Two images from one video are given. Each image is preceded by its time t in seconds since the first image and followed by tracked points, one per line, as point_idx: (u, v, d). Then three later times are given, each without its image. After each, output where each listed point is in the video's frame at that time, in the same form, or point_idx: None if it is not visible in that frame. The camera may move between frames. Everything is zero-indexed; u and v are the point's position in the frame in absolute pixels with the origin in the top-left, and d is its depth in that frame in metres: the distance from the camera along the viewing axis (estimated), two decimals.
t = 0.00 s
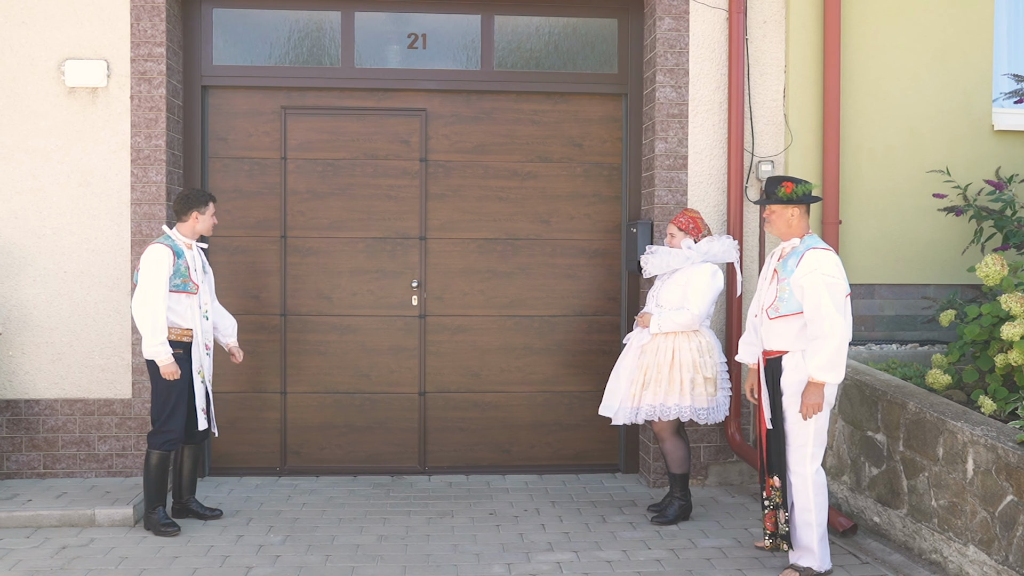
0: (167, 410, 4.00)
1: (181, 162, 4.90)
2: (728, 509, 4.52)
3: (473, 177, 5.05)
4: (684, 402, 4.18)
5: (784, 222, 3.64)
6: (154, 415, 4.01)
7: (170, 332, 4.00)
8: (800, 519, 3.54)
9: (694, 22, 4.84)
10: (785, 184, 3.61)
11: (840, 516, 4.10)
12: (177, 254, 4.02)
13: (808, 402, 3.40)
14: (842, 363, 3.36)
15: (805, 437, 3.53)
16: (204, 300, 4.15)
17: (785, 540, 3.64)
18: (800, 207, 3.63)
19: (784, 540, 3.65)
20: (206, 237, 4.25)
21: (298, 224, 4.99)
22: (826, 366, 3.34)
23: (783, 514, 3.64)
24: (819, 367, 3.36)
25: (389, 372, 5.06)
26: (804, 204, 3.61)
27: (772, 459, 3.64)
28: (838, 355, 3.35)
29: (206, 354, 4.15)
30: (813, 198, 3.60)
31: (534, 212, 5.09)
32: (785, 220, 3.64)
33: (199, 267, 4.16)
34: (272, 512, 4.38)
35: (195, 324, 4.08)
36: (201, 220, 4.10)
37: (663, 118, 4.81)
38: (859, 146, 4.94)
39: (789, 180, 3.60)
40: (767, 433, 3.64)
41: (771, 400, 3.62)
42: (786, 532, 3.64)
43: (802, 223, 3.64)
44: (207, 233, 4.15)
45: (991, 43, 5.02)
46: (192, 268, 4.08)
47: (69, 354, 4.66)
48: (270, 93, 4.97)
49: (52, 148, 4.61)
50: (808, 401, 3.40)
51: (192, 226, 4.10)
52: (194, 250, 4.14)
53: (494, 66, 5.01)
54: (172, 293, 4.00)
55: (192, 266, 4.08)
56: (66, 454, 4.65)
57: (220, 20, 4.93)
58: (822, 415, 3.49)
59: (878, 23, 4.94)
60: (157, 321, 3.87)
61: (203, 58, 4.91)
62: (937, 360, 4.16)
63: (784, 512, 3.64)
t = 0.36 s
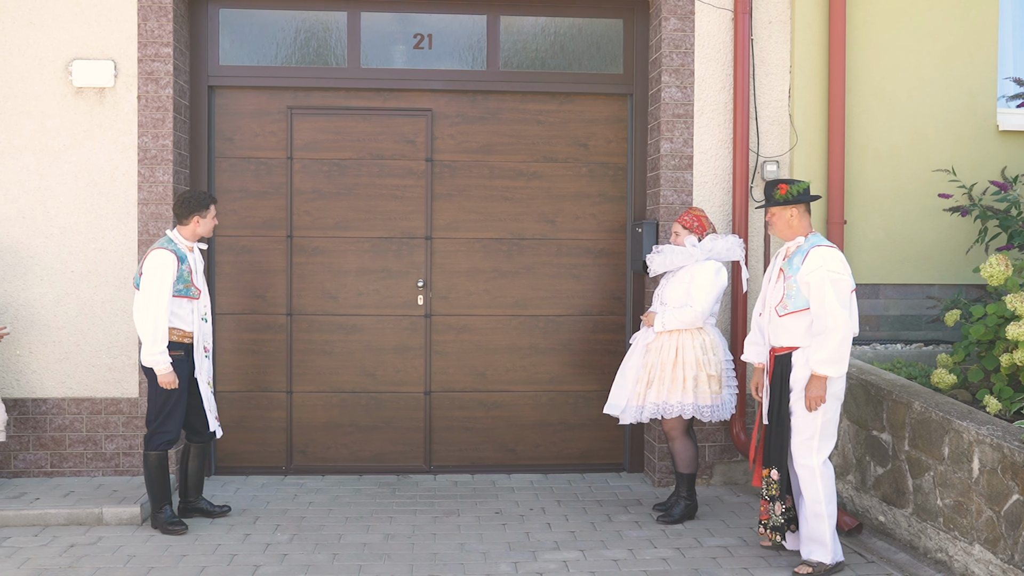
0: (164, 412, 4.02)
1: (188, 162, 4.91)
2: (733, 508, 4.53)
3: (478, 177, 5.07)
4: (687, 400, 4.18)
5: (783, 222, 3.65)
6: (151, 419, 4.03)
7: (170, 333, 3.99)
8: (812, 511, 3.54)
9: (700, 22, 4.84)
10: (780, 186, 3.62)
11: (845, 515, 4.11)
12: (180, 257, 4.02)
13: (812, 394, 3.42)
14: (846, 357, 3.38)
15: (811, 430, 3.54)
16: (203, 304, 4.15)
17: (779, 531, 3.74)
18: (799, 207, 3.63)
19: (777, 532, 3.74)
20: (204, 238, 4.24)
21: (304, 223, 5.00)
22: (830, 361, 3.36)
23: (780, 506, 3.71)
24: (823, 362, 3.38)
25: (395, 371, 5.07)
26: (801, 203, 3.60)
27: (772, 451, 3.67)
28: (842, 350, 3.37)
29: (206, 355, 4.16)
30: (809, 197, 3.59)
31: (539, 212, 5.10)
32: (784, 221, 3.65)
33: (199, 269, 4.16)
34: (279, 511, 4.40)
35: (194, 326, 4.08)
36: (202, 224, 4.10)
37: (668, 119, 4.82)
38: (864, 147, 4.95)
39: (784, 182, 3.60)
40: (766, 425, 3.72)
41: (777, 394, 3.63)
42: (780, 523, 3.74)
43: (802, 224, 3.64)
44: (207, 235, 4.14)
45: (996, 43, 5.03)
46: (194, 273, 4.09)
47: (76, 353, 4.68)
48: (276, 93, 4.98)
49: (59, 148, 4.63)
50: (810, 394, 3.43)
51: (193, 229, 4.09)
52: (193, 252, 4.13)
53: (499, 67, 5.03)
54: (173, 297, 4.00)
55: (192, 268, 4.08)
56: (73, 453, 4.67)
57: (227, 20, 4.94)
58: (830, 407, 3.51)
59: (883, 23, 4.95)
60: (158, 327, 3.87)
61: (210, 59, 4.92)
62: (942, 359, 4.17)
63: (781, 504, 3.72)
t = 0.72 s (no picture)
0: (179, 411, 4.02)
1: (197, 161, 4.90)
2: (745, 509, 4.51)
3: (488, 177, 5.05)
4: (696, 401, 4.15)
5: (812, 220, 3.67)
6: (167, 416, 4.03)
7: (180, 333, 3.99)
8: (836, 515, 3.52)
9: (710, 21, 4.82)
10: (812, 183, 3.64)
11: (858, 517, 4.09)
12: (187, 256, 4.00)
13: (824, 397, 3.40)
14: (861, 360, 3.34)
15: (833, 434, 3.52)
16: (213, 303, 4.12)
17: (794, 527, 3.66)
18: (830, 207, 3.64)
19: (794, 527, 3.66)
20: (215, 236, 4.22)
21: (314, 223, 4.99)
22: (843, 361, 3.34)
23: (796, 501, 3.65)
24: (835, 362, 3.36)
25: (404, 371, 5.05)
26: (832, 204, 3.63)
27: (789, 450, 3.65)
28: (858, 352, 3.35)
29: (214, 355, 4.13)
30: (841, 198, 3.61)
31: (549, 212, 5.09)
32: (813, 219, 3.68)
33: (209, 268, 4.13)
34: (289, 511, 4.39)
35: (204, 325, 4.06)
36: (207, 220, 4.08)
37: (679, 118, 4.79)
38: (876, 146, 4.93)
39: (817, 180, 3.62)
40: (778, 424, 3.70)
41: (790, 391, 3.64)
42: (796, 518, 3.66)
43: (831, 223, 3.65)
44: (213, 232, 4.12)
45: (1009, 42, 5.00)
46: (202, 271, 4.06)
47: (85, 353, 4.67)
48: (285, 93, 4.97)
49: (69, 148, 4.62)
50: (824, 397, 3.40)
51: (199, 227, 4.07)
52: (202, 251, 4.11)
53: (509, 66, 5.01)
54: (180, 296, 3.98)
55: (202, 267, 4.06)
56: (82, 453, 4.66)
57: (236, 19, 4.93)
58: (847, 409, 3.49)
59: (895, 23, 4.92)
60: (162, 328, 3.86)
61: (219, 58, 4.91)
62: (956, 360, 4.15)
63: (797, 500, 3.65)
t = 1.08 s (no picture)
0: (201, 412, 4.00)
1: (208, 161, 4.88)
2: (760, 510, 4.48)
3: (500, 176, 5.02)
4: (710, 403, 4.12)
5: (841, 220, 3.66)
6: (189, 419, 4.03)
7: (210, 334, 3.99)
8: (861, 519, 3.51)
9: (724, 20, 4.79)
10: (844, 183, 3.62)
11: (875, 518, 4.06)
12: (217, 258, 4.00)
13: (851, 402, 3.39)
14: (887, 363, 3.34)
15: (856, 436, 3.51)
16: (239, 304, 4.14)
17: (828, 533, 3.63)
18: (860, 208, 3.63)
19: (829, 533, 3.63)
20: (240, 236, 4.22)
21: (326, 223, 4.96)
22: (867, 364, 3.34)
23: (832, 507, 3.61)
24: (859, 364, 3.36)
25: (416, 371, 5.03)
26: (863, 205, 3.61)
27: (813, 454, 3.66)
28: (883, 355, 3.34)
29: (236, 357, 4.09)
30: (873, 199, 3.59)
31: (561, 211, 5.06)
32: (843, 218, 3.66)
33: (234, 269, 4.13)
34: (302, 512, 4.36)
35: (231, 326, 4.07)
36: (231, 221, 4.06)
37: (693, 117, 4.76)
38: (891, 145, 4.90)
39: (849, 180, 3.60)
40: (801, 427, 3.72)
41: (818, 395, 3.65)
42: (830, 525, 3.62)
43: (860, 223, 3.64)
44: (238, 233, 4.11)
45: None
46: (231, 272, 4.07)
47: (96, 353, 4.65)
48: (297, 91, 4.95)
49: (80, 147, 4.60)
50: (849, 401, 3.40)
51: (223, 228, 4.07)
52: (230, 252, 4.11)
53: (522, 65, 4.98)
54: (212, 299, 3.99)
55: (230, 269, 4.07)
56: (93, 454, 4.64)
57: (247, 18, 4.90)
58: (871, 411, 3.48)
59: (911, 22, 4.89)
60: (202, 329, 3.84)
61: (230, 57, 4.89)
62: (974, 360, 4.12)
63: (832, 505, 3.62)
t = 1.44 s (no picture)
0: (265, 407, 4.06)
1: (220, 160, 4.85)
2: (776, 511, 4.44)
3: (513, 175, 4.99)
4: (728, 403, 4.09)
5: (863, 220, 3.62)
6: (257, 418, 4.06)
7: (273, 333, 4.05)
8: (880, 521, 3.50)
9: (739, 18, 4.76)
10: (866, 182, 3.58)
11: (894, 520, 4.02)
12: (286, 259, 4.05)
13: (873, 404, 3.39)
14: (910, 366, 3.33)
15: (878, 437, 3.50)
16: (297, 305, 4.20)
17: (856, 538, 3.64)
18: (882, 208, 3.59)
19: (855, 539, 3.64)
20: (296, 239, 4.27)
21: (338, 222, 4.93)
22: (891, 367, 3.32)
23: (857, 511, 3.62)
24: (883, 368, 3.34)
25: (428, 372, 5.00)
26: (886, 204, 3.57)
27: (838, 457, 3.65)
28: (907, 358, 3.32)
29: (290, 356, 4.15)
30: (896, 198, 3.56)
31: (575, 210, 5.03)
32: (865, 218, 3.62)
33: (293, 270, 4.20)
34: (315, 513, 4.33)
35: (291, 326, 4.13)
36: (296, 224, 4.13)
37: (708, 116, 4.73)
38: (906, 144, 4.86)
39: (871, 179, 3.57)
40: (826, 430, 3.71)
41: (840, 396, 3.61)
42: (857, 530, 3.63)
43: (883, 223, 3.60)
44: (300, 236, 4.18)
45: None
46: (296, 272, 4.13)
47: (108, 353, 4.62)
48: (309, 90, 4.92)
49: (92, 145, 4.57)
50: (871, 403, 3.39)
51: (283, 229, 4.12)
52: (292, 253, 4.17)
53: (534, 63, 4.95)
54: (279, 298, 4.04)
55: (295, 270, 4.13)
56: (104, 454, 4.61)
57: (259, 16, 4.88)
58: (894, 412, 3.46)
59: (927, 20, 4.86)
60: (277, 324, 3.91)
61: (242, 55, 4.86)
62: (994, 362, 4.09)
63: (858, 509, 3.62)
